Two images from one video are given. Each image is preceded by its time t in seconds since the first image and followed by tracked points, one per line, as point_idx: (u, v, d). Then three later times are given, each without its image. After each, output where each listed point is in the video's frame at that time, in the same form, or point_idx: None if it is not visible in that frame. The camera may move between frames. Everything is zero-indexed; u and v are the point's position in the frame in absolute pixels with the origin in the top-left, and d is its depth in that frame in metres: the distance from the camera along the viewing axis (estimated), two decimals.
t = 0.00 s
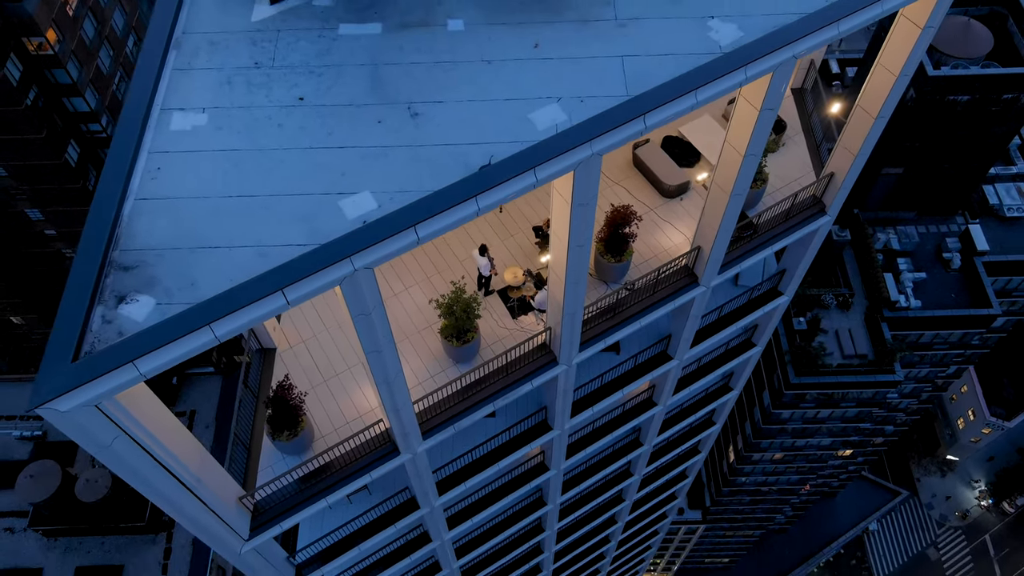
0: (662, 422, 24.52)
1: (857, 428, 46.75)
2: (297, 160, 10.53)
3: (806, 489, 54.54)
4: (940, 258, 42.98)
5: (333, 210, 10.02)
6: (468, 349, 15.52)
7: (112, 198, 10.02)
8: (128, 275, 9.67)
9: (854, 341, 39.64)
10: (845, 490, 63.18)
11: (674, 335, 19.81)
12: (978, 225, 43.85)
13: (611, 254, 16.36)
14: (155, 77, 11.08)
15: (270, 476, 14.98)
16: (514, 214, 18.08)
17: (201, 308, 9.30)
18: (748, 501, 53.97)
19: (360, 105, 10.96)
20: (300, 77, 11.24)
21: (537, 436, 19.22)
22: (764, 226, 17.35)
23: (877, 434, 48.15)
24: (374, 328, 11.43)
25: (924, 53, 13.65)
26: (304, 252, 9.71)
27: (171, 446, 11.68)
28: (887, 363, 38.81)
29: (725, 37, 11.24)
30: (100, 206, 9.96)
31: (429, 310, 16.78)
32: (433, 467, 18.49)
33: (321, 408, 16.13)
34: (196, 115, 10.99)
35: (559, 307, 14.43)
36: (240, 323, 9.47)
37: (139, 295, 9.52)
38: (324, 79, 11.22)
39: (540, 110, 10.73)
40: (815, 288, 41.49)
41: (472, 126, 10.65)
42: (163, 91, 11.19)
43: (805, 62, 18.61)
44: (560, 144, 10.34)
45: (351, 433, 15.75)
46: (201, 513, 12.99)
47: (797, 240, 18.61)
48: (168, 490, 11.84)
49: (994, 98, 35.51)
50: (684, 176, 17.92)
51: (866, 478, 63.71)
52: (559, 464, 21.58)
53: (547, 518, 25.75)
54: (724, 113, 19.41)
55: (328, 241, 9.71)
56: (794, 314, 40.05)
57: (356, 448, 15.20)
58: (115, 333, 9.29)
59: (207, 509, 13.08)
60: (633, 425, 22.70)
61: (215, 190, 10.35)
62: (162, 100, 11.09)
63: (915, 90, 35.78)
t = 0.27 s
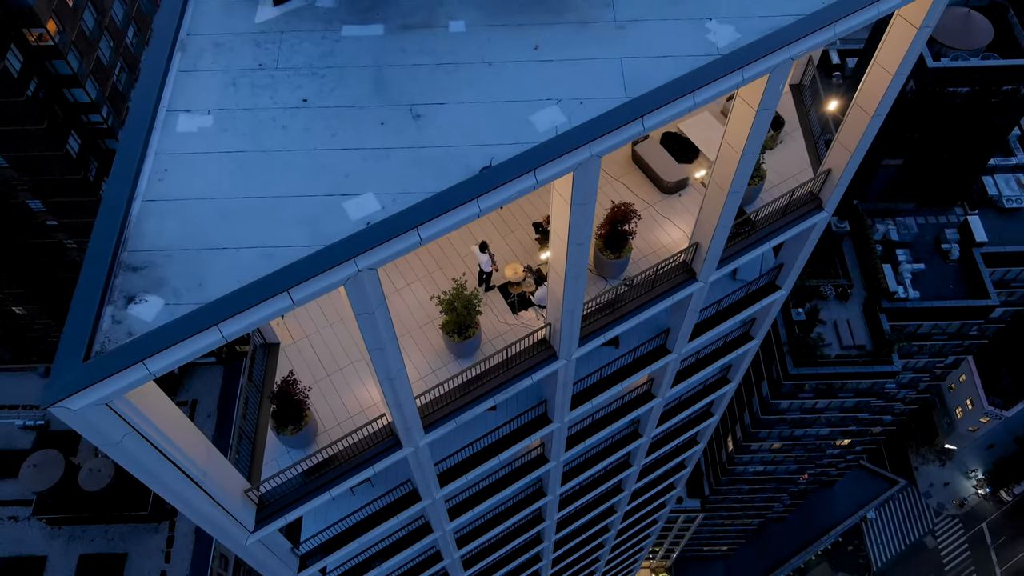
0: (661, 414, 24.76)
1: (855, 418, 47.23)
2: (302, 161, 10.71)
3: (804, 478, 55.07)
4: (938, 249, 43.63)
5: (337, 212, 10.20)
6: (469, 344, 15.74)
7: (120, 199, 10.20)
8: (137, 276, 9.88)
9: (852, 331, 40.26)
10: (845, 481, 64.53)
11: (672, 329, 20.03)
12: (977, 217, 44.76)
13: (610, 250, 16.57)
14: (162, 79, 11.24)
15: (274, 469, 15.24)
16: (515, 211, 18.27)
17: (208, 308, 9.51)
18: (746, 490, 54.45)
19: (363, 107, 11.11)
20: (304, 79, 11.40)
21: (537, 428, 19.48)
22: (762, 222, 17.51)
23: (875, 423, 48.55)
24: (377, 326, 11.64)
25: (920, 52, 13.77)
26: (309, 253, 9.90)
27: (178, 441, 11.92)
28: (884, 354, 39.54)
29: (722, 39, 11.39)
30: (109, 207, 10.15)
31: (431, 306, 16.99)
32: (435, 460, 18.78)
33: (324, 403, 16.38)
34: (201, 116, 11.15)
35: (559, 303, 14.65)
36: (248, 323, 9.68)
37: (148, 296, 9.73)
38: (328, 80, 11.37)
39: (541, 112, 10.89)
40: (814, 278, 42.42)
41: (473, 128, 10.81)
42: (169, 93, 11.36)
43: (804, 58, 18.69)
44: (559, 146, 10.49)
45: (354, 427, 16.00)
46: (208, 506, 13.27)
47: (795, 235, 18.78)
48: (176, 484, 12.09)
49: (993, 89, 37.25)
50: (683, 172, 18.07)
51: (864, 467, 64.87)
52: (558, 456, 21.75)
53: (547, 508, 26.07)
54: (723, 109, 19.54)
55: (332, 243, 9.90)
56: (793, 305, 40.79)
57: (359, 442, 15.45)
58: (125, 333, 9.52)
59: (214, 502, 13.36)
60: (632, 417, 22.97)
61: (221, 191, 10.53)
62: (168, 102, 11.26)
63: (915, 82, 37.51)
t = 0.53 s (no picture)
0: (659, 407, 25.09)
1: (853, 408, 47.73)
2: (306, 162, 10.88)
3: (802, 467, 55.60)
4: (937, 241, 46.79)
5: (340, 213, 10.38)
6: (471, 339, 15.95)
7: (128, 201, 10.39)
8: (145, 276, 10.07)
9: (851, 322, 42.26)
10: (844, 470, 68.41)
11: (671, 324, 20.25)
12: (975, 208, 47.65)
13: (610, 247, 16.72)
14: (167, 82, 11.41)
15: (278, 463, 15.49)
16: (516, 206, 18.49)
17: (215, 309, 9.70)
18: (745, 479, 54.88)
19: (365, 108, 11.27)
20: (307, 80, 11.55)
21: (537, 421, 19.76)
22: (760, 219, 17.67)
23: (873, 413, 49.02)
24: (380, 324, 11.85)
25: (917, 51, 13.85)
26: (314, 254, 10.09)
27: (185, 437, 12.16)
28: (882, 345, 41.21)
29: (720, 41, 11.54)
30: (116, 209, 10.33)
31: (432, 301, 17.22)
32: (437, 452, 19.06)
33: (327, 397, 16.64)
34: (206, 118, 11.32)
35: (559, 300, 14.88)
36: (253, 322, 9.88)
37: (155, 296, 9.93)
38: (331, 82, 11.52)
39: (540, 113, 11.05)
40: (814, 269, 44.30)
41: (474, 130, 10.98)
42: (175, 94, 11.52)
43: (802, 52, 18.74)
44: (558, 148, 10.66)
45: (357, 421, 16.25)
46: (215, 500, 13.52)
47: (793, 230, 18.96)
48: (183, 479, 12.33)
49: (993, 81, 38.95)
50: (681, 168, 18.24)
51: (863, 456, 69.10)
52: (558, 448, 22.05)
53: (546, 499, 26.45)
54: (721, 105, 19.68)
55: (336, 244, 10.07)
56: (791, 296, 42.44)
57: (361, 436, 15.71)
58: (134, 332, 9.72)
59: (220, 496, 13.62)
60: (631, 409, 23.25)
61: (226, 193, 10.71)
62: (174, 104, 11.43)
63: (915, 74, 39.12)
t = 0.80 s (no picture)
0: (658, 398, 25.38)
1: (852, 398, 48.12)
2: (310, 162, 11.06)
3: (800, 456, 56.11)
4: (936, 232, 47.31)
5: (344, 212, 10.57)
6: (471, 333, 16.15)
7: (136, 200, 10.58)
8: (153, 274, 10.29)
9: (850, 313, 42.45)
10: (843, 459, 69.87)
11: (670, 317, 20.50)
12: (974, 199, 48.39)
13: (609, 242, 16.90)
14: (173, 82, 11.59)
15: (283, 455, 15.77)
16: (516, 201, 18.68)
17: (222, 307, 9.93)
18: (744, 468, 55.36)
19: (368, 108, 11.44)
20: (310, 80, 11.71)
21: (537, 412, 20.03)
22: (757, 214, 17.83)
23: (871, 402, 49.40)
24: (383, 319, 12.08)
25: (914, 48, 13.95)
26: (318, 253, 10.29)
27: (192, 430, 12.42)
28: (881, 335, 41.52)
29: (718, 40, 11.70)
30: (124, 208, 10.53)
31: (434, 296, 17.44)
32: (438, 444, 19.35)
33: (330, 390, 16.90)
34: (212, 118, 11.51)
35: (559, 295, 15.10)
36: (259, 320, 10.10)
37: (164, 294, 10.15)
38: (334, 82, 11.68)
39: (541, 113, 11.22)
40: (814, 260, 44.82)
41: (475, 130, 11.15)
42: (180, 94, 11.70)
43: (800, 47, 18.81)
44: (558, 147, 10.83)
45: (359, 413, 16.51)
46: (221, 492, 13.81)
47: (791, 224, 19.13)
48: (191, 471, 12.61)
49: (993, 72, 39.39)
50: (680, 163, 18.43)
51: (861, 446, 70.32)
52: (558, 440, 22.35)
53: (546, 489, 26.83)
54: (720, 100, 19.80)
55: (340, 243, 10.28)
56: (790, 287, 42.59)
57: (364, 428, 15.97)
58: (143, 330, 9.94)
59: (227, 488, 13.90)
60: (630, 401, 23.51)
61: (232, 193, 10.90)
62: (180, 103, 11.61)
63: (915, 65, 39.45)
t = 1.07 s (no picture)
0: (657, 390, 25.65)
1: (850, 387, 48.48)
2: (314, 161, 11.25)
3: (799, 445, 56.59)
4: (935, 223, 47.61)
5: (347, 210, 10.77)
6: (472, 327, 16.36)
7: (143, 199, 10.78)
8: (161, 272, 10.51)
9: (848, 304, 43.04)
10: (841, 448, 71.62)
11: (668, 310, 20.73)
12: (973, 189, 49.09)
13: (608, 236, 17.09)
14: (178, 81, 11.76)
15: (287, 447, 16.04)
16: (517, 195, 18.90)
17: (229, 304, 10.14)
18: (742, 457, 55.83)
19: (370, 107, 11.62)
20: (314, 79, 11.89)
21: (537, 404, 20.29)
22: (755, 208, 18.00)
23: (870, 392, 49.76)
24: (385, 314, 12.33)
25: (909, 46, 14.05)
26: (322, 250, 10.49)
27: (198, 424, 12.68)
28: (879, 325, 42.27)
29: (717, 40, 11.84)
30: (132, 207, 10.73)
31: (435, 290, 17.66)
32: (440, 435, 19.65)
33: (334, 383, 17.16)
34: (217, 117, 11.68)
35: (558, 289, 15.32)
36: (265, 317, 10.32)
37: (171, 292, 10.37)
38: (337, 81, 11.87)
39: (541, 112, 11.39)
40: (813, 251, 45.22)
41: (476, 129, 11.32)
42: (185, 93, 11.88)
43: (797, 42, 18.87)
44: (557, 146, 11.01)
45: (362, 405, 16.78)
46: (228, 484, 14.07)
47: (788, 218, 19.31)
48: (198, 463, 12.88)
49: (993, 63, 39.72)
50: (679, 158, 18.62)
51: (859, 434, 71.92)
52: (557, 431, 22.69)
53: (546, 479, 27.13)
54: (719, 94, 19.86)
55: (343, 241, 10.48)
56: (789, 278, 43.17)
57: (367, 420, 16.23)
58: (151, 326, 10.17)
59: (233, 479, 14.16)
60: (628, 392, 23.82)
61: (237, 191, 11.09)
62: (185, 103, 11.79)
63: (915, 55, 39.76)
